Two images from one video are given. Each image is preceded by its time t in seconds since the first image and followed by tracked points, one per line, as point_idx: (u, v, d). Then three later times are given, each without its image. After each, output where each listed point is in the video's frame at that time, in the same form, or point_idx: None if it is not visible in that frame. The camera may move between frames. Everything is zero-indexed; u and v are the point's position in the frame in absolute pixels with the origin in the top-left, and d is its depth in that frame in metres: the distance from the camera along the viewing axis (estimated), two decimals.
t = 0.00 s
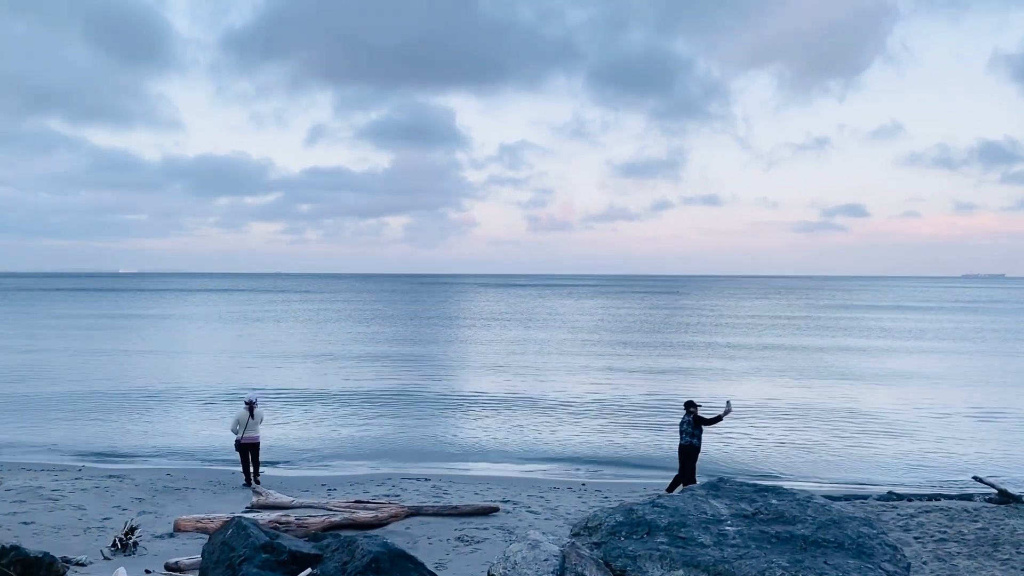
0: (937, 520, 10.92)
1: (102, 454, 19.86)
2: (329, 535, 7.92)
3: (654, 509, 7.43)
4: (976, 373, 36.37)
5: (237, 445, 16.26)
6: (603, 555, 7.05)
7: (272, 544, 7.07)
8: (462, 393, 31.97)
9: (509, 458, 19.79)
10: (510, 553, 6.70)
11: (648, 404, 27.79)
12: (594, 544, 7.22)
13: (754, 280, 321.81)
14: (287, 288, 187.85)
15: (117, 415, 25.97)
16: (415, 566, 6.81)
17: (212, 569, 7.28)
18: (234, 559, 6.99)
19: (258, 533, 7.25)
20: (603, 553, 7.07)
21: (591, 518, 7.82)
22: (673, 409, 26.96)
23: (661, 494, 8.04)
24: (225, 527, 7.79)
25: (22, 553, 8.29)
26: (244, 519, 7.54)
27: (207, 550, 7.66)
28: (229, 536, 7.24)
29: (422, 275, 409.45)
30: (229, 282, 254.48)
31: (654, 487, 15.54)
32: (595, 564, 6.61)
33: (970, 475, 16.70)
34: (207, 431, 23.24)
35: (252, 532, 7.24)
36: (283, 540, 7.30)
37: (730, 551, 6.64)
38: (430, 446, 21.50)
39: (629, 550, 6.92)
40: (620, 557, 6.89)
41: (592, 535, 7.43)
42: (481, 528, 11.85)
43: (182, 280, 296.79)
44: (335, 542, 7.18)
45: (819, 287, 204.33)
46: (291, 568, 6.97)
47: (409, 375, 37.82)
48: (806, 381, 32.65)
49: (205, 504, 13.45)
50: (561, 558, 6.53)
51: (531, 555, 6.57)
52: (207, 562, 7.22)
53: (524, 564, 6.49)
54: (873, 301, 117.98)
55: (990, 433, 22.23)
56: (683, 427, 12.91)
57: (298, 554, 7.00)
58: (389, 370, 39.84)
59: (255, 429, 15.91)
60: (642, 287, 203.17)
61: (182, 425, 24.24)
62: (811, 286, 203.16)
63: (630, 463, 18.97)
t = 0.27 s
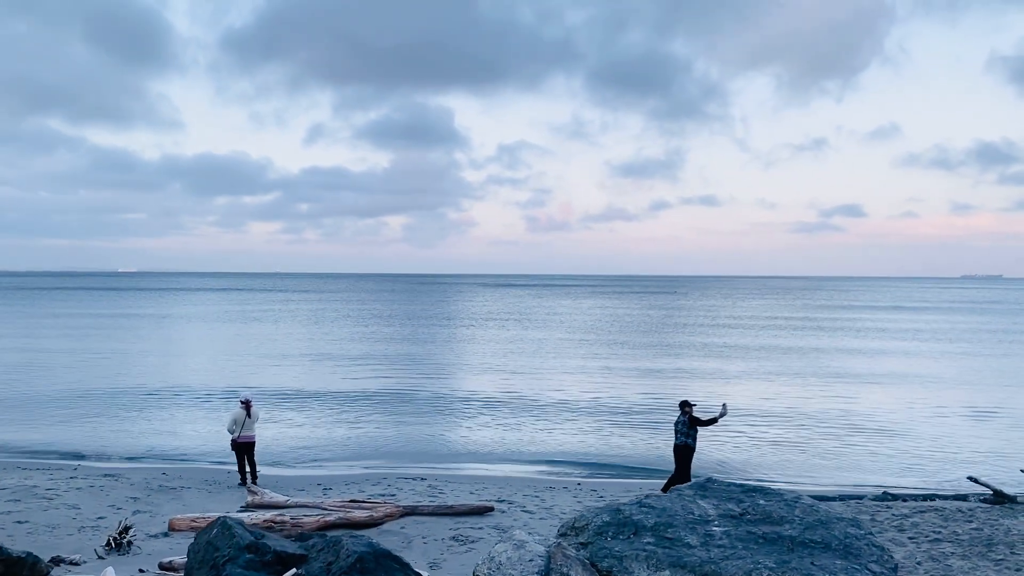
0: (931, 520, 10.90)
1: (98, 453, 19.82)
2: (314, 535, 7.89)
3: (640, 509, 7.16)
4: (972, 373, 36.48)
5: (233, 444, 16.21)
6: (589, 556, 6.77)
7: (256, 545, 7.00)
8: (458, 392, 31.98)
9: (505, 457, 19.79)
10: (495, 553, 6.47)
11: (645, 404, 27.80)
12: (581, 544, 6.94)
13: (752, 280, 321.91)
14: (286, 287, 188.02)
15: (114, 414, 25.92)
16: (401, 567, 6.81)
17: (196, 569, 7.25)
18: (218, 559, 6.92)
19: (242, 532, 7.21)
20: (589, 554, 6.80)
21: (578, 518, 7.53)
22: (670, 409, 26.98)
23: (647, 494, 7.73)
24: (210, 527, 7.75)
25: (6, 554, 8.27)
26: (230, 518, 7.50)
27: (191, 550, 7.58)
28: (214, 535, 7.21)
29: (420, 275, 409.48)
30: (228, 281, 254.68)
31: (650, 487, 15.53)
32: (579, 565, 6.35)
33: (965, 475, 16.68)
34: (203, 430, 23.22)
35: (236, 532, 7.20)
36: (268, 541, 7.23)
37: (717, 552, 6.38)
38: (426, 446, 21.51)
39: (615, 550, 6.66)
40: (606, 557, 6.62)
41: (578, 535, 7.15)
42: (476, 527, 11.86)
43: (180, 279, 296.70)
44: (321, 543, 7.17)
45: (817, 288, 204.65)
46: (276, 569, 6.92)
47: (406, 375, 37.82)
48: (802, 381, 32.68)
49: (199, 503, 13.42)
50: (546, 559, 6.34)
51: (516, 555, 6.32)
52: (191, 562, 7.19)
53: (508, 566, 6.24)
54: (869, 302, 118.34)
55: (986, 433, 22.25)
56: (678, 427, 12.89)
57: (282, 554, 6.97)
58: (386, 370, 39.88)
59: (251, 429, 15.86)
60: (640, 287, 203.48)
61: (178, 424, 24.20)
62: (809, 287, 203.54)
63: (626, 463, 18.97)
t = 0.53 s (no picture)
0: (921, 516, 10.94)
1: (89, 450, 19.72)
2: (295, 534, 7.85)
3: (624, 506, 6.97)
4: (962, 370, 36.65)
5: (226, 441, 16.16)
6: (572, 553, 6.60)
7: (237, 543, 6.94)
8: (451, 390, 31.97)
9: (497, 455, 19.78)
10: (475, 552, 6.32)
11: (637, 402, 27.83)
12: (563, 542, 6.76)
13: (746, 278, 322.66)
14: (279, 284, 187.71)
15: (105, 411, 25.80)
16: (382, 566, 6.78)
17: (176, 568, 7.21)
18: (197, 558, 6.85)
19: (222, 530, 7.16)
20: (571, 552, 6.62)
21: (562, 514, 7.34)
22: (663, 406, 27.03)
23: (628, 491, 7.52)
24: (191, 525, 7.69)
25: None
26: (210, 517, 7.45)
27: (171, 548, 7.50)
28: (194, 533, 7.17)
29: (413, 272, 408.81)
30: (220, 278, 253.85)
31: (641, 484, 15.54)
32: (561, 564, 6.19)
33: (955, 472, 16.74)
34: (195, 428, 23.14)
35: (216, 530, 7.15)
36: (249, 539, 7.16)
37: (699, 550, 6.24)
38: (419, 443, 21.49)
39: (598, 547, 6.49)
40: (588, 555, 6.45)
41: (561, 532, 6.97)
42: (468, 525, 11.86)
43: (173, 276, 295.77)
44: (302, 542, 7.13)
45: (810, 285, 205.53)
46: (256, 567, 6.88)
47: (400, 372, 37.82)
48: (794, 378, 32.80)
49: (190, 501, 13.37)
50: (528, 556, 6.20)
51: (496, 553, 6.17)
52: (172, 560, 7.14)
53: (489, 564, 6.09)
54: (860, 299, 119.02)
55: (976, 429, 22.36)
56: (670, 423, 12.88)
57: (263, 553, 6.94)
58: (379, 367, 39.82)
59: (244, 426, 15.81)
60: (634, 284, 203.96)
61: (169, 421, 24.12)
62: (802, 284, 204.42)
63: (618, 460, 18.99)
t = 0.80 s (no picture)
0: (908, 511, 10.96)
1: (75, 447, 19.57)
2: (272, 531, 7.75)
3: (606, 501, 6.81)
4: (949, 365, 36.87)
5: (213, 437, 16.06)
6: (553, 549, 6.42)
7: (211, 542, 6.90)
8: (440, 385, 31.90)
9: (486, 451, 19.74)
10: (454, 549, 6.20)
11: (627, 397, 27.86)
12: (543, 538, 6.58)
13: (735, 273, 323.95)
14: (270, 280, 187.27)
15: (91, 408, 25.62)
16: (359, 563, 6.69)
17: (151, 567, 7.12)
18: (171, 556, 6.80)
19: (197, 528, 7.08)
20: (553, 548, 6.44)
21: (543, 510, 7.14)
22: (651, 401, 27.07)
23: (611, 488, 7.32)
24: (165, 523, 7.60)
25: None
26: (185, 514, 7.36)
27: (145, 546, 7.44)
28: (168, 531, 7.08)
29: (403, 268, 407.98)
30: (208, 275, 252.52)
31: (630, 479, 15.54)
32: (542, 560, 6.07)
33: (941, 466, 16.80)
34: (182, 424, 23.01)
35: (191, 528, 7.06)
36: (224, 537, 7.13)
37: (682, 546, 6.10)
38: (407, 439, 21.43)
39: (579, 544, 6.33)
40: (569, 551, 6.30)
41: (542, 527, 6.78)
42: (455, 521, 11.84)
43: (160, 272, 293.82)
44: (278, 539, 7.04)
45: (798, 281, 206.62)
46: (232, 565, 6.86)
47: (390, 368, 37.77)
48: (783, 373, 32.94)
49: (176, 498, 13.27)
50: (507, 553, 6.09)
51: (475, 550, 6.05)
52: (146, 559, 7.06)
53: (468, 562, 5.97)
54: (849, 294, 119.77)
55: (963, 423, 22.51)
56: (657, 419, 12.87)
57: (239, 551, 6.87)
58: (368, 363, 39.71)
59: (232, 422, 15.71)
60: (625, 280, 204.48)
61: (157, 418, 23.97)
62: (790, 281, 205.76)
63: (607, 455, 19.00)
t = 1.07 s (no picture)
0: (887, 502, 11.06)
1: (50, 445, 19.26)
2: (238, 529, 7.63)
3: (581, 497, 6.70)
4: (926, 358, 37.24)
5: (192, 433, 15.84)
6: (526, 547, 6.33)
7: (173, 542, 6.75)
8: (421, 380, 31.76)
9: (467, 446, 19.66)
10: (426, 548, 6.15)
11: (608, 391, 27.88)
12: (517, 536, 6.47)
13: (716, 267, 325.76)
14: (252, 275, 185.79)
15: (67, 405, 25.24)
16: (327, 562, 6.58)
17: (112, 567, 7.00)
18: (131, 557, 6.66)
19: (160, 527, 6.95)
20: (526, 544, 6.34)
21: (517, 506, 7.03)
22: (633, 396, 27.10)
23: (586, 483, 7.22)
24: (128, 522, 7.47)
25: None
26: (147, 513, 7.24)
27: (107, 545, 7.31)
28: (130, 531, 6.95)
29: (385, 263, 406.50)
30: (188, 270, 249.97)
31: (611, 473, 15.53)
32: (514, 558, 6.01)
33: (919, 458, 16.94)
34: (160, 421, 22.71)
35: (154, 527, 6.95)
36: (187, 537, 6.98)
37: (658, 542, 6.04)
38: (388, 434, 21.29)
39: (553, 540, 6.24)
40: (543, 549, 6.21)
41: (516, 524, 6.67)
42: (435, 516, 11.79)
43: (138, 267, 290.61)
44: (244, 538, 6.92)
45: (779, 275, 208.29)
46: (195, 566, 6.70)
47: (372, 363, 37.62)
48: (764, 367, 33.18)
49: (152, 495, 13.08)
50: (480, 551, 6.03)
51: (448, 549, 5.99)
52: (107, 560, 6.94)
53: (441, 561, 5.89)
54: (829, 288, 120.90)
55: (939, 416, 22.77)
56: (638, 413, 12.86)
57: (203, 551, 6.75)
58: (350, 358, 39.44)
59: (211, 418, 15.52)
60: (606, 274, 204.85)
61: (134, 415, 23.65)
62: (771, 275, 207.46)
63: (588, 449, 18.99)
